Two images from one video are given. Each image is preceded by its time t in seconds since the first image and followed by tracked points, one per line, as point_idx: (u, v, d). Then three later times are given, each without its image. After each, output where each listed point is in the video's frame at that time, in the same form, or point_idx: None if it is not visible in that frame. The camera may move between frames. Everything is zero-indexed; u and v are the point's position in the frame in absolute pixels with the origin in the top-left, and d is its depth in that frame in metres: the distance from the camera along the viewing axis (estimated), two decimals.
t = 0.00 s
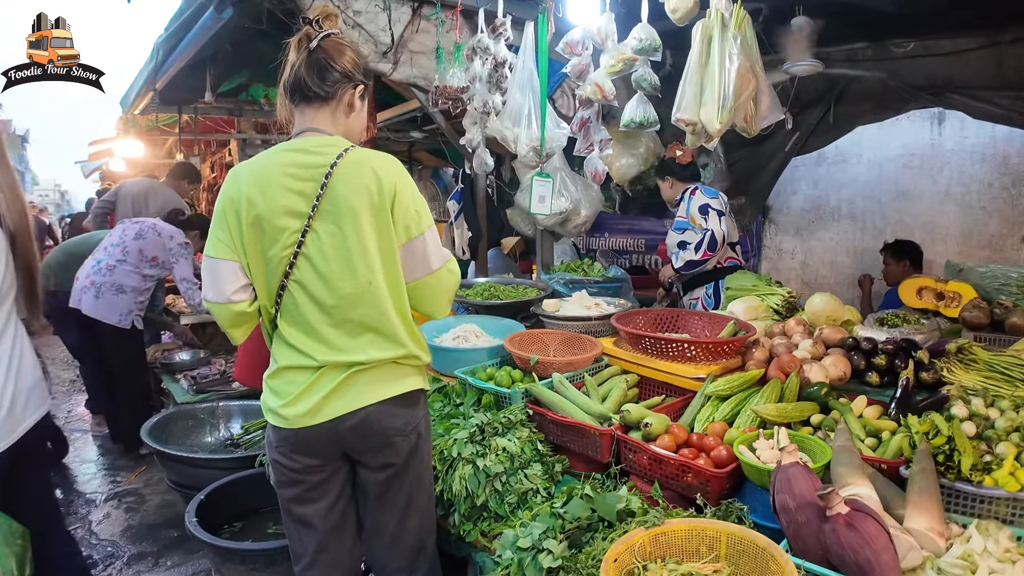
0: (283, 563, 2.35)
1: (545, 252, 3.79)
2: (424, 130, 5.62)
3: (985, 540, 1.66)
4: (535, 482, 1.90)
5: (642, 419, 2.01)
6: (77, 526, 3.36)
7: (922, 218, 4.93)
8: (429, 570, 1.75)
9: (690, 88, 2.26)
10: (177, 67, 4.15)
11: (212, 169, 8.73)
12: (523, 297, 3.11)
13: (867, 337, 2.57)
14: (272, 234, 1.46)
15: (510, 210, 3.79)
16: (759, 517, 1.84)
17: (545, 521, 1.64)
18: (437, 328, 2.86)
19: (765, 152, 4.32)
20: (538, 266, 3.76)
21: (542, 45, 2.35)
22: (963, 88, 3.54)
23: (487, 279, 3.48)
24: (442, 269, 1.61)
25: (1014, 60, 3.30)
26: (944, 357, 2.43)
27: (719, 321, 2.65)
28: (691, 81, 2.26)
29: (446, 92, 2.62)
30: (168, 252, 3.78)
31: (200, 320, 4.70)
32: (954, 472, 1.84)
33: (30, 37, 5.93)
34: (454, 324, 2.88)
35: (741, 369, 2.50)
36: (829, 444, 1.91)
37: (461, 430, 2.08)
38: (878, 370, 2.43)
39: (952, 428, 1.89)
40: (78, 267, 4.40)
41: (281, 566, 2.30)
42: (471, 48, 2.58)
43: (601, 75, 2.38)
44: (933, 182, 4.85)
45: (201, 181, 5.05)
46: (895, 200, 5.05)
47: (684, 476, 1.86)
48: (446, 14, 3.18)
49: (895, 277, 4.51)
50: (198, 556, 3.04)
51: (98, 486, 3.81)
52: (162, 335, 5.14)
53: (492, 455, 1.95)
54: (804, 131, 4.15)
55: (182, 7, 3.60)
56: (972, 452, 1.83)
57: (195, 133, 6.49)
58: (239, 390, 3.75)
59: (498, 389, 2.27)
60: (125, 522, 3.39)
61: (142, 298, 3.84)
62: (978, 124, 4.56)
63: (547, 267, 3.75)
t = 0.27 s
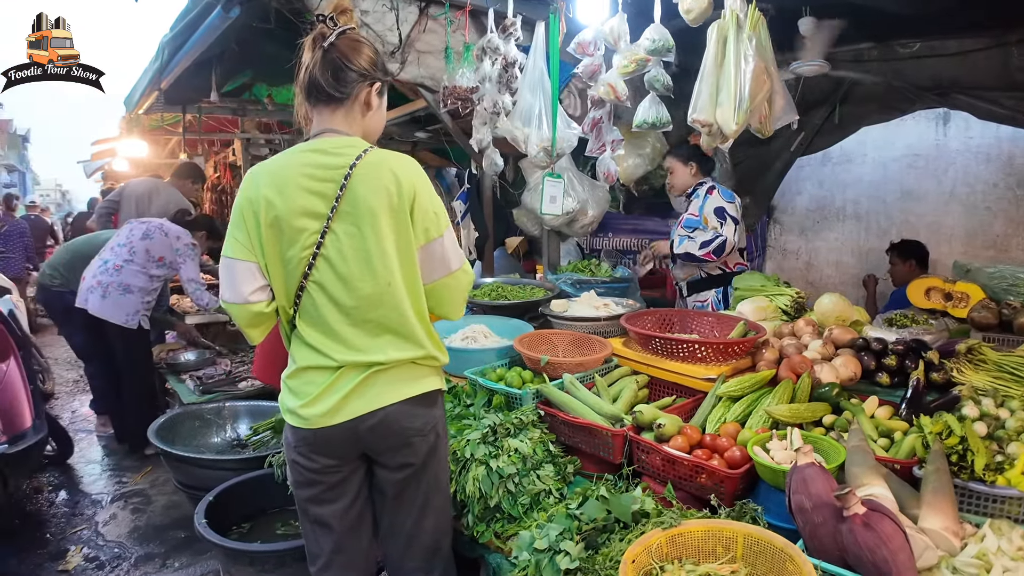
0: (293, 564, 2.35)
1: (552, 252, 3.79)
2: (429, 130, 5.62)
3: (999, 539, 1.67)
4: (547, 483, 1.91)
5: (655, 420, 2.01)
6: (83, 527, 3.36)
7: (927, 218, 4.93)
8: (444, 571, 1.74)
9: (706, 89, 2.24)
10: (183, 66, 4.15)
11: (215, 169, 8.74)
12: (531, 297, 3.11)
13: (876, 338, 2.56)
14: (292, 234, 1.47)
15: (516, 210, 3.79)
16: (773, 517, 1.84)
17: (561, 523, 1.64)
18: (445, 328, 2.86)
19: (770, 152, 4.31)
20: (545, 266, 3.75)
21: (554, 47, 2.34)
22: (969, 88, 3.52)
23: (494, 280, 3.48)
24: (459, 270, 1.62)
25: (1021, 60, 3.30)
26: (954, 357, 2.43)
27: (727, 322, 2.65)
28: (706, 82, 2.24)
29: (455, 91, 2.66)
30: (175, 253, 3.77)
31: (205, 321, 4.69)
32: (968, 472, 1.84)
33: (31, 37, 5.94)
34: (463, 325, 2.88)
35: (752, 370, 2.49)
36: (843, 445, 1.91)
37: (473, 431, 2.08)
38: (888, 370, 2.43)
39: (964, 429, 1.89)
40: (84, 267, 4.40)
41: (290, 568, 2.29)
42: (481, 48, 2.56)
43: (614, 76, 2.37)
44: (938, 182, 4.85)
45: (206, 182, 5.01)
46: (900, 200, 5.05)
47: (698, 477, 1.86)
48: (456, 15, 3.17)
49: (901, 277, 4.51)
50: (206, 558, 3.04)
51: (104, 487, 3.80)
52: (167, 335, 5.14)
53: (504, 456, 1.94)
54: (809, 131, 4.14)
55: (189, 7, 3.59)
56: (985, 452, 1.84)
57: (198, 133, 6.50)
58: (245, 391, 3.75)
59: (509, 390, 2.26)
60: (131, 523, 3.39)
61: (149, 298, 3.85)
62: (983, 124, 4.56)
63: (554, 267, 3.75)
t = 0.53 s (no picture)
0: (306, 566, 2.34)
1: (561, 253, 3.79)
2: (436, 131, 5.63)
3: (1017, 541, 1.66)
4: (562, 486, 1.91)
5: (671, 423, 2.01)
6: (93, 529, 3.36)
7: (935, 219, 4.93)
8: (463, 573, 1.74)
9: (725, 92, 2.24)
10: (192, 67, 4.15)
11: (221, 169, 8.75)
12: (542, 299, 3.11)
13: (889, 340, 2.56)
14: (314, 237, 1.46)
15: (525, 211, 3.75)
16: (791, 519, 1.85)
17: (581, 526, 1.65)
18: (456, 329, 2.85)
19: (778, 153, 4.29)
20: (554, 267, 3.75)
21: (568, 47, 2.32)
22: (977, 90, 3.49)
23: (504, 281, 3.47)
24: (479, 275, 1.62)
25: None
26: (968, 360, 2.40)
27: (740, 323, 2.64)
28: (725, 86, 2.23)
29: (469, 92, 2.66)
30: (187, 254, 3.83)
31: (213, 321, 4.69)
32: (985, 474, 1.83)
33: (33, 38, 5.95)
34: (474, 326, 2.87)
35: (765, 371, 2.49)
36: (861, 448, 1.91)
37: (489, 433, 2.07)
38: (902, 372, 2.41)
39: (981, 431, 1.87)
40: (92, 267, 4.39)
41: (303, 570, 2.29)
42: (493, 50, 2.56)
43: (630, 78, 2.38)
44: (945, 183, 4.84)
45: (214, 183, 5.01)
46: (908, 201, 5.04)
47: (715, 479, 1.86)
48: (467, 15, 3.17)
49: (909, 278, 4.51)
50: (216, 560, 3.03)
51: (113, 488, 3.80)
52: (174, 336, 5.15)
53: (520, 458, 1.93)
54: (817, 132, 4.08)
55: (199, 7, 3.59)
56: (1002, 455, 1.82)
57: (205, 133, 6.51)
58: (254, 392, 3.75)
59: (523, 392, 2.25)
60: (141, 525, 3.38)
61: (158, 299, 3.84)
62: (991, 125, 4.55)
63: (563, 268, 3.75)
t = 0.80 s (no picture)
0: (322, 567, 2.34)
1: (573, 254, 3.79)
2: (445, 131, 5.63)
3: None
4: (582, 486, 1.91)
5: (691, 424, 2.01)
6: (105, 529, 3.36)
7: (945, 220, 4.92)
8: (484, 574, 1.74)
9: (747, 93, 2.23)
10: (203, 67, 4.16)
11: (231, 169, 8.79)
12: (555, 299, 3.11)
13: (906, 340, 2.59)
14: (337, 238, 1.47)
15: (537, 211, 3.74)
16: (812, 519, 1.86)
17: (606, 527, 1.65)
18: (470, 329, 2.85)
19: (788, 152, 4.29)
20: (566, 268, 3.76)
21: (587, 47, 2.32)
22: (988, 91, 3.47)
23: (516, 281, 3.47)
24: (498, 278, 1.61)
25: None
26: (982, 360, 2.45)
27: (756, 323, 2.65)
28: (747, 86, 2.23)
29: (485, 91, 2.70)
30: (198, 253, 3.85)
31: (223, 321, 4.70)
32: (1004, 474, 1.83)
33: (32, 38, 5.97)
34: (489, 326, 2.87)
35: (781, 372, 2.48)
36: (881, 449, 1.92)
37: (508, 434, 2.07)
38: (919, 372, 2.40)
39: (1001, 431, 1.89)
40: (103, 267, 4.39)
41: (320, 571, 2.29)
42: (510, 50, 2.56)
43: (651, 79, 2.38)
44: (955, 184, 4.82)
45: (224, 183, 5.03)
46: (918, 202, 5.03)
47: (735, 480, 1.86)
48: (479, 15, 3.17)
49: (919, 279, 4.50)
50: (230, 560, 3.04)
51: (124, 488, 3.81)
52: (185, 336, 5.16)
53: (540, 459, 1.92)
54: (828, 133, 4.11)
55: (211, 7, 3.59)
56: (1021, 455, 1.84)
57: (214, 134, 6.52)
58: (266, 392, 3.76)
59: (540, 392, 2.24)
60: (153, 525, 3.39)
61: (171, 299, 3.88)
62: (1001, 126, 4.53)
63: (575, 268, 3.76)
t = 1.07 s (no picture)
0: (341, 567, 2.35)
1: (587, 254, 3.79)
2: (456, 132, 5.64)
3: None
4: (603, 487, 1.92)
5: (713, 424, 2.01)
6: (120, 528, 3.37)
7: (958, 221, 4.91)
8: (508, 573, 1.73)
9: (771, 93, 2.23)
10: (218, 66, 4.18)
11: (241, 168, 8.83)
12: (571, 300, 3.11)
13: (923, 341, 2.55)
14: (385, 234, 1.47)
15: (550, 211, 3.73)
16: (835, 519, 1.86)
17: (633, 527, 1.66)
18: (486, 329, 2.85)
19: (800, 152, 4.28)
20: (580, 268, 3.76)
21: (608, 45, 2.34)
22: (1002, 92, 3.50)
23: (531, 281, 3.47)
24: (555, 271, 1.61)
25: None
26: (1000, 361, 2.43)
27: (774, 324, 2.65)
28: (772, 87, 2.23)
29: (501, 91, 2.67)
30: (214, 253, 3.87)
31: (236, 321, 4.71)
32: None
33: (33, 38, 5.99)
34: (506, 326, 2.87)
35: (800, 373, 2.48)
36: (905, 449, 1.91)
37: (529, 434, 2.05)
38: (937, 373, 2.40)
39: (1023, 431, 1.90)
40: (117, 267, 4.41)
41: (339, 571, 2.29)
42: (528, 50, 2.56)
43: (672, 79, 2.38)
44: (968, 185, 4.81)
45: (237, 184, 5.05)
46: (930, 202, 5.01)
47: (758, 480, 1.86)
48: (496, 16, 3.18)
49: (932, 280, 4.49)
50: (246, 560, 3.04)
51: (137, 487, 3.82)
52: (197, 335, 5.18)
53: (562, 459, 1.92)
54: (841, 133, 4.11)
55: (226, 6, 3.60)
56: None
57: (226, 134, 6.55)
58: (280, 391, 3.76)
59: (560, 392, 2.24)
60: (168, 524, 3.40)
61: (186, 299, 3.91)
62: (1014, 126, 4.52)
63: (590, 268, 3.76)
